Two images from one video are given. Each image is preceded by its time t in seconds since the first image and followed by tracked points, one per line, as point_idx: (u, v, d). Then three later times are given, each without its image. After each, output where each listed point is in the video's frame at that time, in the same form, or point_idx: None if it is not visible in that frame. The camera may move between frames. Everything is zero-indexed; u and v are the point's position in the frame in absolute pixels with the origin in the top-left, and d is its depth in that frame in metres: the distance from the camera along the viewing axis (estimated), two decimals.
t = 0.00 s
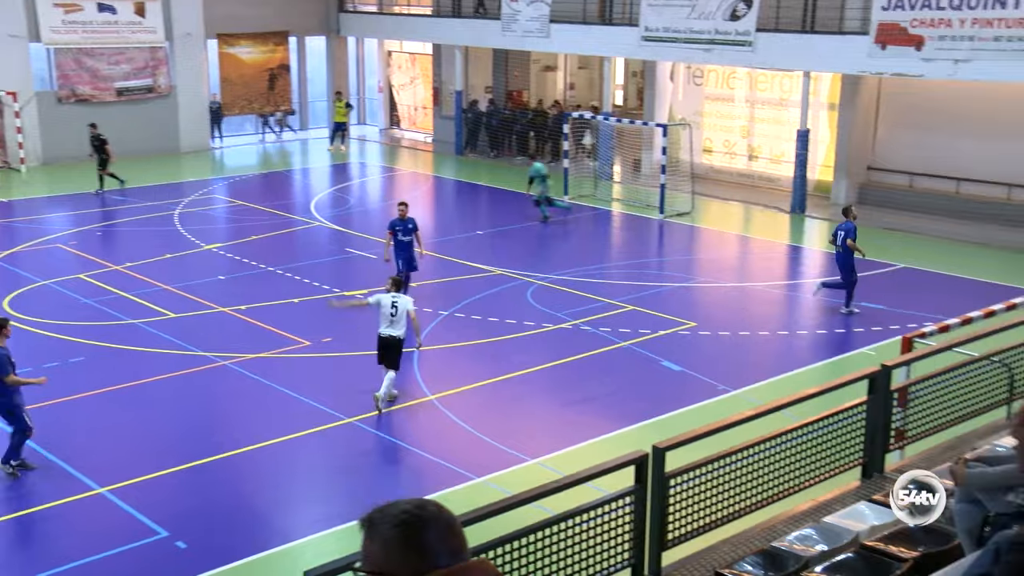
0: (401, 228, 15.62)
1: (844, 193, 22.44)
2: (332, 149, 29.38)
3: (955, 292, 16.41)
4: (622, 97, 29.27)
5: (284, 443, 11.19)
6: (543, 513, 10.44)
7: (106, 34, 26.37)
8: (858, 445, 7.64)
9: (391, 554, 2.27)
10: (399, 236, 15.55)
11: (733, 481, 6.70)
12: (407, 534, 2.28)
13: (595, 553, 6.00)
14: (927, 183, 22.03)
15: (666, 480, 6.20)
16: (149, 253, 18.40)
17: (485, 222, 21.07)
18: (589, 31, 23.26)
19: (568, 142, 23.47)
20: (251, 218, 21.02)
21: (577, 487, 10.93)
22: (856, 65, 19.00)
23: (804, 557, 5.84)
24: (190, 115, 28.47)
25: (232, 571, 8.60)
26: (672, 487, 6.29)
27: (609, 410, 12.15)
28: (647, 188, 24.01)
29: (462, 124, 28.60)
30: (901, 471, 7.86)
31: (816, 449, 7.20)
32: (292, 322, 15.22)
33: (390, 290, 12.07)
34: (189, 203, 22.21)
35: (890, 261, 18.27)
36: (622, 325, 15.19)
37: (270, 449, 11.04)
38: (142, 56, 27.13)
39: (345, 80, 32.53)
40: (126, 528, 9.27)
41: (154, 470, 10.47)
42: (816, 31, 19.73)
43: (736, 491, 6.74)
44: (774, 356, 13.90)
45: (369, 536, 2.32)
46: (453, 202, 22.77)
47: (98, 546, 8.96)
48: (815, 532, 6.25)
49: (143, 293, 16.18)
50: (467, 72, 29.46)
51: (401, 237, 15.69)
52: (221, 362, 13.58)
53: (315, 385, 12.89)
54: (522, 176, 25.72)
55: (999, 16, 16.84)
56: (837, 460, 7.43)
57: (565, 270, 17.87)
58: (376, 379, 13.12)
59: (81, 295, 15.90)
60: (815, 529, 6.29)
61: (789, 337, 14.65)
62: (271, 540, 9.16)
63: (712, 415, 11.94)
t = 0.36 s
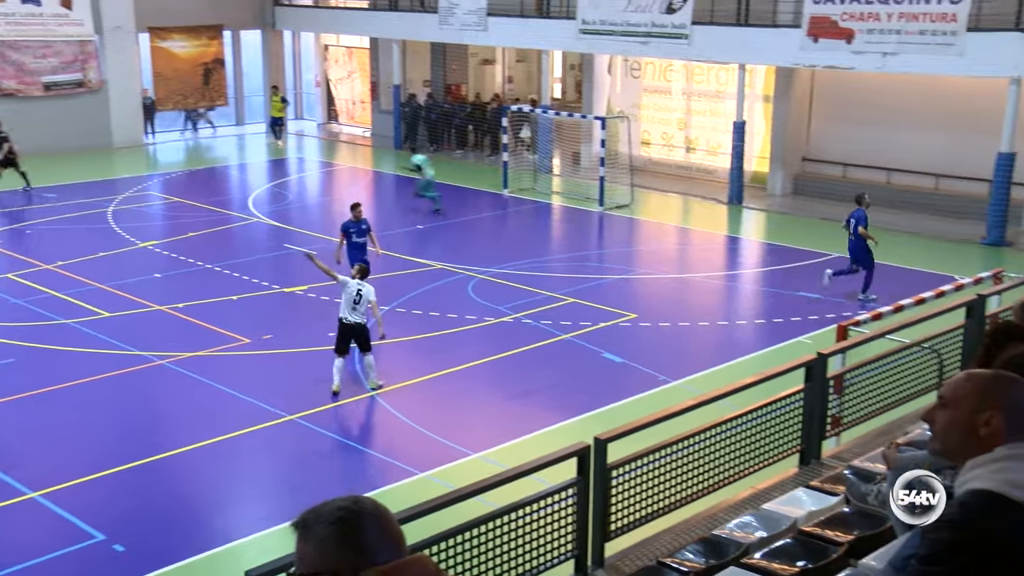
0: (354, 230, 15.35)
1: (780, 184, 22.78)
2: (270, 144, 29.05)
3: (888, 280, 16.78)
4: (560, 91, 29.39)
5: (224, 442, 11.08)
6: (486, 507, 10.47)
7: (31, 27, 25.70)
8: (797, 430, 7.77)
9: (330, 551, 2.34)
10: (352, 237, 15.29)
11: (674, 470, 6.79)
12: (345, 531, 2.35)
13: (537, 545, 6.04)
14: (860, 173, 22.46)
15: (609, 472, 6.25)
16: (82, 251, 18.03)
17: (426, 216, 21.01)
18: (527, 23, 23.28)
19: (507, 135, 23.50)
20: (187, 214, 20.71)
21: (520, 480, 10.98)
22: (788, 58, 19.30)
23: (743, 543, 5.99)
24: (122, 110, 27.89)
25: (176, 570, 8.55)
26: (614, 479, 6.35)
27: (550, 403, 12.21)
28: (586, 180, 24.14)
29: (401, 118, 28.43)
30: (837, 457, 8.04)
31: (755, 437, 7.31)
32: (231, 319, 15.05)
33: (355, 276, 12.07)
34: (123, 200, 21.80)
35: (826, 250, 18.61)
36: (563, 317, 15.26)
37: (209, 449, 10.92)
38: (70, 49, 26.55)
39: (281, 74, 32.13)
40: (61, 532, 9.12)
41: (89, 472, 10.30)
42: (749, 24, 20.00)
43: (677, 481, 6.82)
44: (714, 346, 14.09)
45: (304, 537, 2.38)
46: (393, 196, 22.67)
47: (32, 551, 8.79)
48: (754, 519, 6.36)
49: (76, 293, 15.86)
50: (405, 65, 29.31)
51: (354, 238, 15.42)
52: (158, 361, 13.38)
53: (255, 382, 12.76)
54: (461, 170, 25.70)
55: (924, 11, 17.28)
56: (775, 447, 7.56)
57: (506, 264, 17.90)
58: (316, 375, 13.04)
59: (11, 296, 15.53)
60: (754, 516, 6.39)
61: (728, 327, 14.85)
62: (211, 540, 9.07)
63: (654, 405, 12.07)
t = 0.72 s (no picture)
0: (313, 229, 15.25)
1: (717, 175, 23.20)
2: (210, 139, 28.79)
3: (822, 268, 17.23)
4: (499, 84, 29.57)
5: (166, 439, 11.05)
6: (430, 499, 10.59)
7: None
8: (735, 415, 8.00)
9: (276, 546, 2.50)
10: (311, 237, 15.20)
11: (616, 458, 6.95)
12: (290, 526, 2.52)
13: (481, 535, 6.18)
14: (794, 163, 22.95)
15: (552, 461, 6.40)
16: (16, 249, 17.74)
17: (368, 210, 21.02)
18: (465, 17, 23.38)
19: (447, 128, 23.59)
20: (124, 210, 20.46)
21: (464, 471, 11.11)
22: (722, 51, 19.63)
23: (685, 528, 6.13)
24: (55, 105, 27.36)
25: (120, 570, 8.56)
26: (557, 468, 6.50)
27: (493, 394, 12.36)
28: (526, 173, 24.36)
29: (341, 111, 28.28)
30: (774, 443, 8.29)
31: (694, 425, 7.51)
32: (171, 316, 14.96)
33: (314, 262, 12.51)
34: (57, 196, 21.47)
35: (762, 239, 19.03)
36: (505, 309, 15.41)
37: (152, 447, 10.88)
38: None
39: (219, 68, 31.74)
40: None
41: (28, 474, 10.21)
42: (685, 17, 20.30)
43: (620, 469, 6.98)
44: (653, 335, 14.36)
45: (248, 535, 2.54)
46: (334, 190, 22.62)
47: None
48: (695, 505, 6.51)
49: (11, 291, 15.63)
50: (344, 60, 29.23)
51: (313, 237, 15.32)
52: (96, 359, 13.27)
53: (196, 379, 12.73)
54: (402, 163, 25.74)
55: (852, 5, 17.72)
56: (714, 435, 7.77)
57: (448, 256, 18.03)
58: (258, 371, 13.04)
59: None
60: (696, 501, 6.56)
61: (668, 316, 15.14)
62: (153, 539, 9.07)
63: (595, 394, 12.29)
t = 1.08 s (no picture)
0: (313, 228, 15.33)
1: (680, 168, 23.56)
2: (177, 135, 28.77)
3: (782, 259, 17.60)
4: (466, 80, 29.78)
5: (137, 434, 11.20)
6: (400, 490, 10.81)
7: None
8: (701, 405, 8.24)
9: (245, 542, 2.46)
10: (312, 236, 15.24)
11: (587, 449, 7.19)
12: (258, 520, 2.48)
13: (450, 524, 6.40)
14: (755, 157, 23.39)
15: (520, 451, 6.60)
16: None
17: (335, 205, 21.15)
18: (431, 15, 23.56)
19: (414, 124, 23.76)
20: (91, 207, 20.47)
21: (434, 463, 11.35)
22: (684, 47, 19.97)
23: (650, 516, 6.36)
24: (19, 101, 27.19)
25: (90, 566, 8.69)
26: (525, 457, 6.71)
27: (461, 385, 12.60)
28: (492, 167, 24.58)
29: (308, 108, 28.35)
30: (738, 430, 8.50)
31: (659, 414, 7.72)
32: (140, 311, 15.05)
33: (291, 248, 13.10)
34: (23, 193, 21.42)
35: (724, 232, 19.39)
36: (473, 302, 15.65)
37: (124, 443, 11.00)
38: None
39: (185, 64, 31.58)
40: None
41: None
42: (647, 14, 20.63)
43: (586, 458, 7.19)
44: (618, 326, 14.64)
45: (218, 530, 2.51)
46: (302, 186, 22.74)
47: None
48: (661, 493, 6.76)
49: None
50: (311, 56, 29.29)
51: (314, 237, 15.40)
52: (65, 355, 13.36)
53: (167, 374, 12.87)
54: (369, 159, 25.88)
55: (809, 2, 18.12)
56: (679, 423, 8.00)
57: (415, 250, 18.22)
58: (229, 366, 13.17)
59: None
60: (662, 489, 6.80)
61: (633, 308, 15.43)
62: (124, 534, 9.22)
63: (561, 385, 12.54)
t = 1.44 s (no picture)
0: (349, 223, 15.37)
1: (659, 164, 23.90)
2: (161, 132, 28.93)
3: (759, 253, 17.90)
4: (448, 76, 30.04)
5: (124, 429, 11.39)
6: (384, 482, 11.05)
7: None
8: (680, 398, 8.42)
9: (233, 531, 2.46)
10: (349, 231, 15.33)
11: (568, 441, 7.35)
12: (245, 510, 2.47)
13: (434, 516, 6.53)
14: (732, 152, 23.74)
15: (502, 444, 6.74)
16: None
17: (318, 201, 21.34)
18: (413, 13, 23.80)
19: (397, 121, 23.98)
20: (75, 203, 20.59)
21: (418, 455, 11.59)
22: (662, 44, 20.28)
23: (631, 506, 6.51)
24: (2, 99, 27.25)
25: (75, 560, 8.84)
26: (507, 450, 6.84)
27: (444, 378, 12.84)
28: (474, 163, 24.85)
29: (292, 104, 28.54)
30: (717, 421, 8.66)
31: (639, 406, 7.89)
32: (125, 307, 15.21)
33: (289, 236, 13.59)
34: (7, 189, 21.52)
35: (702, 226, 19.70)
36: (456, 296, 15.89)
37: (113, 439, 11.16)
38: None
39: (169, 61, 31.67)
40: None
41: None
42: (626, 10, 20.94)
43: (568, 451, 7.34)
44: (599, 320, 14.90)
45: (206, 524, 2.50)
46: (286, 182, 22.92)
47: None
48: (641, 485, 6.96)
49: None
50: (293, 53, 29.47)
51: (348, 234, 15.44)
52: (50, 351, 13.51)
53: (152, 369, 13.04)
54: (352, 155, 26.10)
55: None
56: (658, 415, 8.16)
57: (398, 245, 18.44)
58: (213, 361, 13.34)
59: None
60: (642, 480, 6.99)
61: (613, 302, 15.70)
62: (109, 529, 9.39)
63: (542, 378, 12.79)
